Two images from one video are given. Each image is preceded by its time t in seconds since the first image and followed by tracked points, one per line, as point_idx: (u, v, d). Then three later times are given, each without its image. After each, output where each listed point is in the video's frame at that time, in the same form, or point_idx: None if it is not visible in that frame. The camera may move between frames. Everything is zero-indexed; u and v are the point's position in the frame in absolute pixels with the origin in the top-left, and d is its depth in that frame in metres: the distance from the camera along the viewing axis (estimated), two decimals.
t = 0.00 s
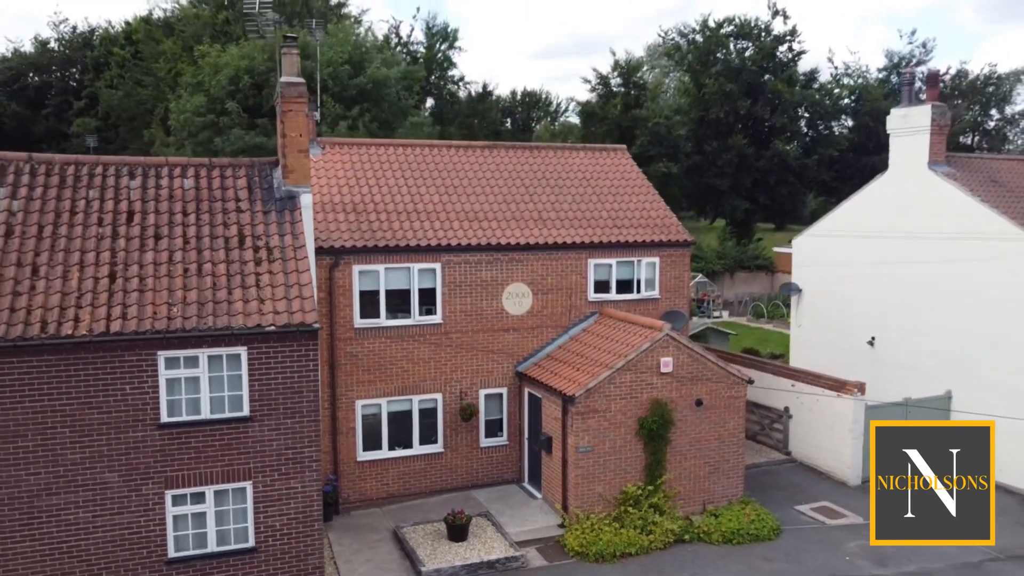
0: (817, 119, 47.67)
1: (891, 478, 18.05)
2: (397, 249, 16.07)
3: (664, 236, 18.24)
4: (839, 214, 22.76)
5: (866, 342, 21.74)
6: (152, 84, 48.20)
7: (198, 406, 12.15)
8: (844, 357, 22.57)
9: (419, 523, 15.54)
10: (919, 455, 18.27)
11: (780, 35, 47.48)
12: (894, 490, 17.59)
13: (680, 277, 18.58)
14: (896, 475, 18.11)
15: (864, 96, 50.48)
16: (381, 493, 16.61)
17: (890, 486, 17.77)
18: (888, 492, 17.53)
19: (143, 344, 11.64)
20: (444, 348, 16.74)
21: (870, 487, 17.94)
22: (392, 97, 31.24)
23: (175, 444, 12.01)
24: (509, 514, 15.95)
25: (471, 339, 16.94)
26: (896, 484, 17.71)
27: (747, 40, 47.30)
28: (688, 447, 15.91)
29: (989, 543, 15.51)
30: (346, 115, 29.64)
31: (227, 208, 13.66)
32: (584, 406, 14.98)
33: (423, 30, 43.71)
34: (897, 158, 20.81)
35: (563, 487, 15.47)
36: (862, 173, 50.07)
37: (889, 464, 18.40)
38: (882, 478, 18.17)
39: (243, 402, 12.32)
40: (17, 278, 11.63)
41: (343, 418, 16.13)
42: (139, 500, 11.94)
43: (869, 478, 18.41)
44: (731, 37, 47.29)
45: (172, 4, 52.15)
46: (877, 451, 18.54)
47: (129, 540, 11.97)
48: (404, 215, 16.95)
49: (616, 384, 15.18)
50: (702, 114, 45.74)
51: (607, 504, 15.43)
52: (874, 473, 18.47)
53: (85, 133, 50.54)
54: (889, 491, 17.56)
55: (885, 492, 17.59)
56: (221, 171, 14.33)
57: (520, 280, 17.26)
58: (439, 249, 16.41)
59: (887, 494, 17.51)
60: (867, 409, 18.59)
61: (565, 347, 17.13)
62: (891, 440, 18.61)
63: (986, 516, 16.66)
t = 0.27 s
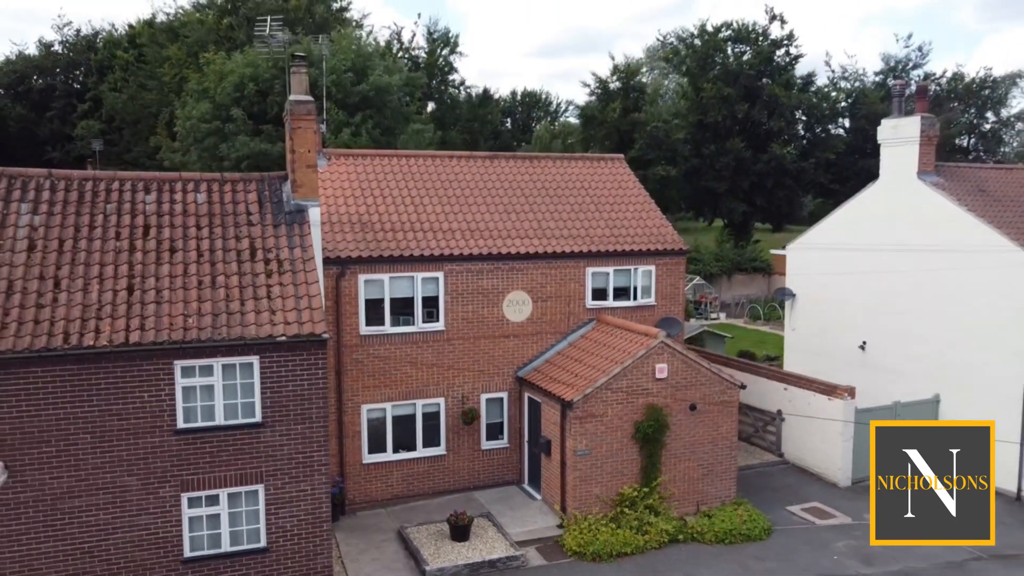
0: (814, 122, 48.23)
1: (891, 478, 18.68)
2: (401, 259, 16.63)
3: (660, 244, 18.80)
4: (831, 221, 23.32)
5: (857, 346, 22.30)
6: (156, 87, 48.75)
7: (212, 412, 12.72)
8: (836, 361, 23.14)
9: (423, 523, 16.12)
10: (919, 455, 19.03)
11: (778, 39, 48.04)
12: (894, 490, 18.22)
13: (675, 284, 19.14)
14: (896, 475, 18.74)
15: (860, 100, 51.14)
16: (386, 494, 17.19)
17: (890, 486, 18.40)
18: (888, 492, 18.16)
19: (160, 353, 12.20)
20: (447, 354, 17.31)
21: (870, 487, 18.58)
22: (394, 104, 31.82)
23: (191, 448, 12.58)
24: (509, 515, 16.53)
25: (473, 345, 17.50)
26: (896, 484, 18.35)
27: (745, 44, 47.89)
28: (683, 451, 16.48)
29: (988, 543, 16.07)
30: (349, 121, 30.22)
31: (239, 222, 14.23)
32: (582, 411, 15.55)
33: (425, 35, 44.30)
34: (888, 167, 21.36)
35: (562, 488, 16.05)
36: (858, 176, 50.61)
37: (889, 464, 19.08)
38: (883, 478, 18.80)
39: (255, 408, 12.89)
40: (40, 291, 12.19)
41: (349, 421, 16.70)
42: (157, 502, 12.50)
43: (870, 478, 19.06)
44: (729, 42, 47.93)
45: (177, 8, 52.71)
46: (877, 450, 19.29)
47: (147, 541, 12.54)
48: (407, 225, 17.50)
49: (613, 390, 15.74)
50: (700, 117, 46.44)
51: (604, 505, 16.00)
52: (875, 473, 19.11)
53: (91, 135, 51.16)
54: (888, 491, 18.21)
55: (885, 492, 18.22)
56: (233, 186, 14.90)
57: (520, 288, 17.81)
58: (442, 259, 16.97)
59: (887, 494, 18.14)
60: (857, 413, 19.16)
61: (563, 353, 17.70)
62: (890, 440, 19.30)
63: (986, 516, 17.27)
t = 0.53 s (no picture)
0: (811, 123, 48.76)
1: (892, 478, 19.30)
2: (405, 265, 17.19)
3: (655, 250, 19.36)
4: (824, 226, 23.87)
5: (849, 347, 22.87)
6: (159, 87, 49.23)
7: (226, 416, 13.29)
8: (828, 362, 23.72)
9: (427, 521, 16.70)
10: (919, 456, 19.74)
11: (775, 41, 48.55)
12: (894, 490, 18.83)
13: (671, 289, 19.71)
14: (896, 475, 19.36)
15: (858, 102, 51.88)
16: (390, 492, 17.77)
17: (890, 486, 19.01)
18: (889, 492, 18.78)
19: (176, 359, 12.77)
20: (449, 357, 17.87)
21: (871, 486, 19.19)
22: (396, 108, 32.36)
23: (205, 450, 13.15)
24: (510, 512, 17.12)
25: (474, 349, 18.06)
26: (896, 484, 18.95)
27: (743, 46, 48.40)
28: (677, 451, 17.06)
29: (988, 544, 16.47)
30: (351, 125, 30.76)
31: (249, 231, 14.78)
32: (580, 413, 16.12)
33: (425, 37, 44.82)
34: (879, 173, 21.87)
35: (560, 487, 16.64)
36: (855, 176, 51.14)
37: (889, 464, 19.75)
38: (883, 478, 19.43)
39: (267, 411, 13.46)
40: (61, 300, 12.75)
41: (355, 422, 17.27)
42: (173, 501, 13.09)
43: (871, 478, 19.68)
44: (727, 43, 48.48)
45: (180, 10, 53.23)
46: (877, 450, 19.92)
47: (164, 538, 13.12)
48: (410, 232, 18.05)
49: (609, 392, 16.31)
50: (697, 118, 47.03)
51: (601, 503, 16.59)
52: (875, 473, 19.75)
53: (95, 136, 51.71)
54: (888, 491, 18.81)
55: (885, 492, 18.83)
56: (243, 197, 15.45)
57: (520, 293, 18.37)
58: (444, 265, 17.52)
59: (887, 493, 18.76)
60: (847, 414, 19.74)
61: (562, 356, 18.27)
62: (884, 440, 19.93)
63: (985, 516, 17.80)
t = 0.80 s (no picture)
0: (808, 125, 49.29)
1: (891, 478, 19.64)
2: (409, 271, 17.76)
3: (652, 255, 19.93)
4: (817, 230, 24.44)
5: (841, 349, 23.47)
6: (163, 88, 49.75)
7: (239, 418, 13.87)
8: (821, 363, 24.32)
9: (430, 519, 17.30)
10: (919, 456, 20.04)
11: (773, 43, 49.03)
12: (894, 490, 19.17)
13: (666, 293, 20.29)
14: (896, 475, 19.68)
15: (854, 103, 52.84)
16: (394, 491, 18.36)
17: (890, 486, 19.35)
18: (889, 492, 19.11)
19: (192, 365, 13.34)
20: (452, 360, 18.45)
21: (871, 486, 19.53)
22: (398, 112, 32.91)
23: (219, 451, 13.73)
24: (510, 510, 17.72)
25: (476, 352, 18.64)
26: (897, 484, 19.28)
27: (740, 47, 48.81)
28: (672, 451, 17.65)
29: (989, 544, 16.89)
30: (354, 129, 31.29)
31: (259, 241, 15.35)
32: (578, 414, 16.70)
33: (426, 39, 45.35)
34: (870, 180, 22.38)
35: (559, 486, 17.23)
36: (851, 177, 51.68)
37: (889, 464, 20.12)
38: (883, 478, 19.77)
39: (278, 414, 14.04)
40: (81, 308, 13.31)
41: (360, 423, 17.86)
42: (189, 501, 13.67)
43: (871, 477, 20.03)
44: (725, 45, 48.95)
45: (183, 11, 53.70)
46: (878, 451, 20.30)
47: (179, 536, 13.72)
48: (414, 238, 18.61)
49: (606, 395, 16.89)
50: (696, 120, 47.57)
51: (599, 501, 17.18)
52: (875, 472, 20.11)
53: (100, 136, 52.27)
54: (889, 491, 19.16)
55: (885, 492, 19.18)
56: (254, 207, 16.00)
57: (520, 298, 18.94)
58: (447, 271, 18.09)
59: (887, 493, 19.12)
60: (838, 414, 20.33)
61: (561, 359, 18.86)
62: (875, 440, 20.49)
63: (986, 517, 18.18)
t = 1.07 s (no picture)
0: (805, 126, 49.94)
1: (892, 478, 19.86)
2: (413, 278, 18.36)
3: (648, 261, 20.54)
4: (810, 234, 25.04)
5: (833, 351, 24.09)
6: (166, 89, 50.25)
7: (251, 421, 14.49)
8: (814, 364, 24.92)
9: (433, 517, 17.92)
10: (919, 455, 20.16)
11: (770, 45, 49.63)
12: (894, 490, 19.43)
13: (662, 297, 20.90)
14: (896, 475, 19.90)
15: (851, 103, 53.29)
16: (398, 489, 18.98)
17: (890, 486, 19.59)
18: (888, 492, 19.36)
19: (206, 371, 13.94)
20: (454, 363, 19.06)
21: (872, 486, 19.78)
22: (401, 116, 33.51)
23: (231, 453, 14.34)
24: (511, 508, 18.35)
25: (477, 355, 19.24)
26: (896, 484, 19.51)
27: (737, 49, 49.47)
28: (667, 451, 18.27)
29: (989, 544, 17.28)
30: (358, 133, 31.86)
31: (269, 250, 15.94)
32: (576, 416, 17.31)
33: (427, 41, 45.89)
34: (861, 186, 22.97)
35: (558, 485, 17.86)
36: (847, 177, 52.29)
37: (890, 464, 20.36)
38: (883, 478, 20.00)
39: (288, 417, 14.65)
40: (101, 316, 13.92)
41: (365, 425, 18.47)
42: (203, 500, 14.29)
43: (871, 477, 20.25)
44: (723, 47, 49.50)
45: (186, 13, 54.19)
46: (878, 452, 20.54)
47: (194, 533, 14.33)
48: (417, 245, 19.21)
49: (603, 397, 17.50)
50: (694, 121, 48.16)
51: (596, 500, 17.79)
52: (875, 472, 20.34)
53: (104, 137, 52.85)
54: (889, 491, 19.42)
55: (885, 492, 19.41)
56: (264, 217, 16.58)
57: (520, 302, 19.53)
58: (449, 277, 18.69)
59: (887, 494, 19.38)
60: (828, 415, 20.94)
61: (560, 361, 19.48)
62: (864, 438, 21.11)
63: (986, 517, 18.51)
